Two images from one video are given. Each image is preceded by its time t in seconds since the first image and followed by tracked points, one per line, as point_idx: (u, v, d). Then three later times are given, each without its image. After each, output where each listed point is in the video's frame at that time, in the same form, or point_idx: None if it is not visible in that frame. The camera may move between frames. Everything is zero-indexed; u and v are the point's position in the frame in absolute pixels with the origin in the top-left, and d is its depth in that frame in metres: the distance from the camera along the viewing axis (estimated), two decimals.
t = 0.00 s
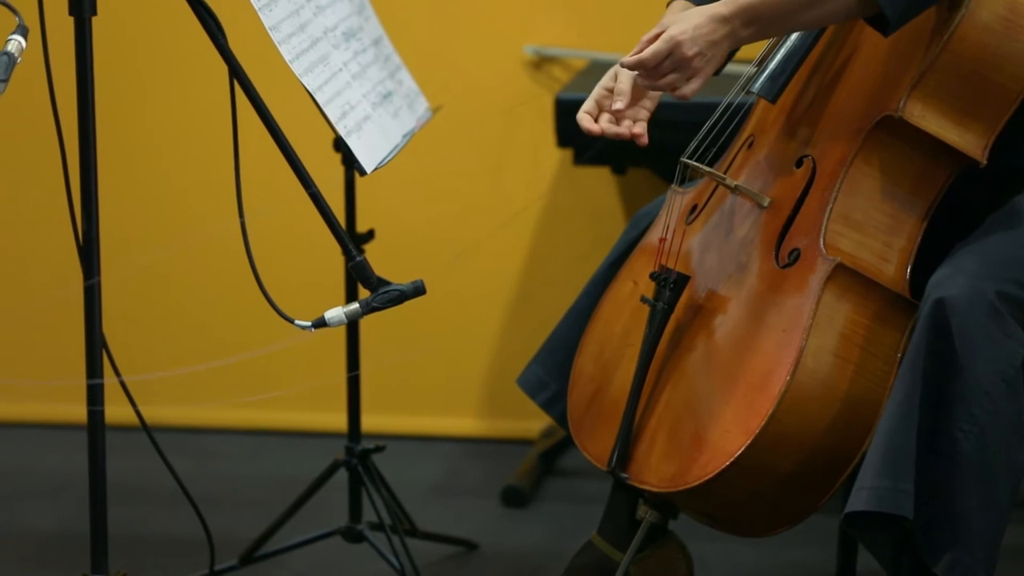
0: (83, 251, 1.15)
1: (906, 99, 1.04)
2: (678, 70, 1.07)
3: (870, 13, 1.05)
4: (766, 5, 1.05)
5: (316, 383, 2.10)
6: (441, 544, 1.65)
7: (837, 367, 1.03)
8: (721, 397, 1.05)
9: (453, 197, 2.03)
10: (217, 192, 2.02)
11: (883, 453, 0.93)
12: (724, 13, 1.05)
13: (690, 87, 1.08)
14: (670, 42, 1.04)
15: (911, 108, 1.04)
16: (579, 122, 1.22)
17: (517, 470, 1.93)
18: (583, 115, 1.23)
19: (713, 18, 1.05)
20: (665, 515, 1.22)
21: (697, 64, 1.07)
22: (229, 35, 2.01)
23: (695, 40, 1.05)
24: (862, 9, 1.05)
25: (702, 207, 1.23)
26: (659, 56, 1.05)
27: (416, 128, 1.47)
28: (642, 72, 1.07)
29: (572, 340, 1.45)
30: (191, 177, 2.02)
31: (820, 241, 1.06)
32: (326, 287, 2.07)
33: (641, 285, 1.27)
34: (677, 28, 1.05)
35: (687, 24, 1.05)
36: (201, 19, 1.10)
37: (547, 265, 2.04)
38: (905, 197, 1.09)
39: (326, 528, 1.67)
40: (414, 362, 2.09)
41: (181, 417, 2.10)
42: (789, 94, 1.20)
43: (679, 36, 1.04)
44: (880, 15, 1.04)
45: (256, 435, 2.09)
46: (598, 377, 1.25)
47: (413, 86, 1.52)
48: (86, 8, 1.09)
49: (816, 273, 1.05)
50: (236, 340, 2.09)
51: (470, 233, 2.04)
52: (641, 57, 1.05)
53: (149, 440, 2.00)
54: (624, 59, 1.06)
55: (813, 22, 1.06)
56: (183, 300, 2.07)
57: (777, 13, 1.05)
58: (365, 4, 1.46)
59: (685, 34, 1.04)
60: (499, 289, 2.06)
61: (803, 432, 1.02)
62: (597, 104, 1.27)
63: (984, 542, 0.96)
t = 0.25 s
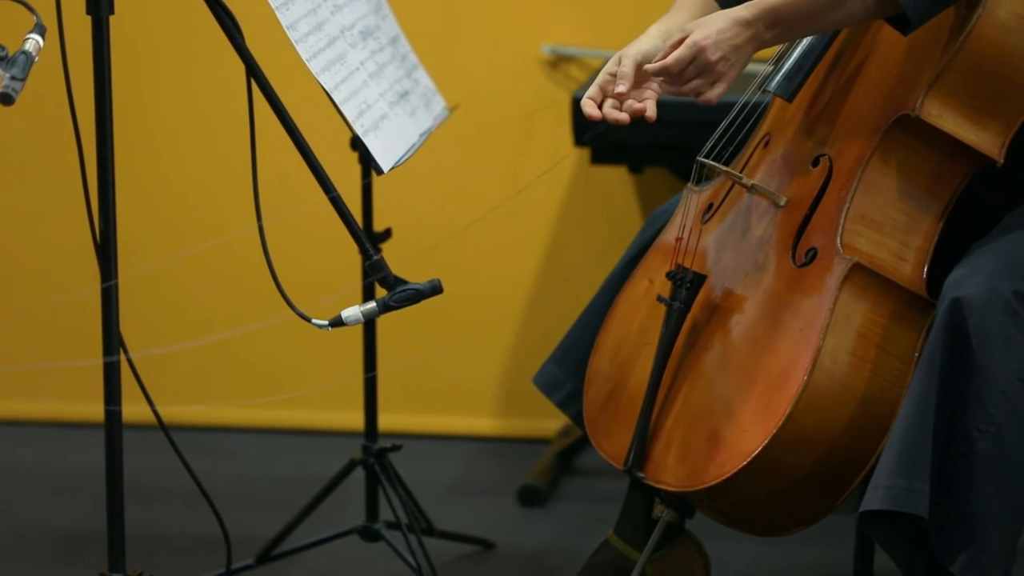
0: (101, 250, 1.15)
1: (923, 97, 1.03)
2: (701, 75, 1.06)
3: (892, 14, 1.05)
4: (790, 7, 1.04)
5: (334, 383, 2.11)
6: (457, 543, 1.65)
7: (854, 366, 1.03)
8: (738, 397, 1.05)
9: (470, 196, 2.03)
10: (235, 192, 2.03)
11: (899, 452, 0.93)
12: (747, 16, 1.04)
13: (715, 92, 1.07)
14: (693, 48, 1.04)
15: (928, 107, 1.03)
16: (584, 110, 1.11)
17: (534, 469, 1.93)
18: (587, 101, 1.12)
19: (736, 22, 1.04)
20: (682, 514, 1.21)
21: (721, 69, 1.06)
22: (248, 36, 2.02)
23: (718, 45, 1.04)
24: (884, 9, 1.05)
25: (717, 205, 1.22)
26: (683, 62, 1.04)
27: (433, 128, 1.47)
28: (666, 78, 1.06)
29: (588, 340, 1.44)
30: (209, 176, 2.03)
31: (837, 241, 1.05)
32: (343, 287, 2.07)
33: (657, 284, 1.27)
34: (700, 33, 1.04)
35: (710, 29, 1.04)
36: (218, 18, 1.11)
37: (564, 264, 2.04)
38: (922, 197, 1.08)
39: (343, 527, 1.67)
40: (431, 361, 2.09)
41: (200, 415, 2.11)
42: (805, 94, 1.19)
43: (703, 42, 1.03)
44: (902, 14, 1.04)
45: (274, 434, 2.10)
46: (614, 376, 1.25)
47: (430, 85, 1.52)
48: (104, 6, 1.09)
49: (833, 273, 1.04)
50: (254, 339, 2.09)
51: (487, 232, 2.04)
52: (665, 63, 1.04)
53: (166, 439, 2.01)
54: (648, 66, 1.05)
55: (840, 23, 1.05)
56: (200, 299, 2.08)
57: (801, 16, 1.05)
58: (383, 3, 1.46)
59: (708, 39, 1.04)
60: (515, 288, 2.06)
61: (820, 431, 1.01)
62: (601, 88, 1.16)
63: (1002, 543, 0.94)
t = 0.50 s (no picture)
0: (121, 249, 1.16)
1: (942, 98, 1.02)
2: (724, 78, 1.05)
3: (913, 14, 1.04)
4: (810, 9, 1.04)
5: (353, 384, 2.12)
6: (476, 542, 1.65)
7: (872, 366, 1.02)
8: (756, 397, 1.04)
9: (489, 195, 2.02)
10: (256, 192, 2.04)
11: (916, 453, 0.92)
12: (769, 18, 1.04)
13: (737, 95, 1.06)
14: (715, 51, 1.03)
15: (946, 107, 1.02)
16: (592, 98, 1.11)
17: (553, 468, 1.93)
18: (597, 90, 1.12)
19: (758, 24, 1.04)
20: (700, 514, 1.21)
21: (743, 71, 1.05)
22: (268, 37, 2.03)
23: (740, 47, 1.03)
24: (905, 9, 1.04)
25: (735, 204, 1.22)
26: (705, 65, 1.03)
27: (452, 127, 1.47)
28: (687, 82, 1.05)
29: (606, 340, 1.44)
30: (230, 176, 2.04)
31: (855, 241, 1.04)
32: (362, 286, 2.07)
33: (675, 283, 1.26)
34: (722, 35, 1.04)
35: (732, 31, 1.03)
36: (237, 18, 1.11)
37: (583, 263, 2.04)
38: (940, 197, 1.07)
39: (361, 527, 1.68)
40: (450, 361, 2.09)
41: (220, 414, 2.12)
42: (823, 93, 1.18)
43: (725, 44, 1.03)
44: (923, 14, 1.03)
45: (294, 434, 2.11)
46: (631, 375, 1.24)
47: (449, 85, 1.52)
48: (123, 6, 1.10)
49: (852, 272, 1.03)
50: (274, 339, 2.10)
51: (506, 231, 2.04)
52: (687, 67, 1.03)
53: (186, 439, 2.02)
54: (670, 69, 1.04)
55: (863, 22, 1.05)
56: (220, 300, 2.08)
57: (823, 18, 1.04)
58: (402, 2, 1.46)
59: (730, 42, 1.03)
60: (535, 287, 2.06)
61: (839, 432, 1.01)
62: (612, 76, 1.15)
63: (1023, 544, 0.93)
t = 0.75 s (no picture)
0: (135, 248, 1.16)
1: (955, 97, 1.01)
2: (738, 77, 1.05)
3: (927, 12, 1.02)
4: (824, 7, 1.03)
5: (367, 384, 2.12)
6: (490, 542, 1.65)
7: (886, 366, 1.01)
8: (770, 397, 1.04)
9: (503, 195, 2.02)
10: (270, 192, 2.05)
11: (929, 453, 0.91)
12: (783, 17, 1.03)
13: (751, 94, 1.06)
14: (729, 50, 1.03)
15: (960, 106, 1.01)
16: (599, 91, 1.08)
17: (567, 468, 1.93)
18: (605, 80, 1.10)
19: (772, 23, 1.03)
20: (714, 514, 1.21)
21: (757, 70, 1.04)
22: (283, 39, 2.04)
23: (754, 46, 1.03)
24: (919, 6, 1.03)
25: (749, 204, 1.21)
26: (719, 64, 1.03)
27: (466, 127, 1.47)
28: (701, 81, 1.05)
29: (619, 340, 1.44)
30: (245, 176, 2.04)
31: (869, 241, 1.04)
32: (376, 285, 2.08)
33: (688, 283, 1.26)
34: (736, 35, 1.03)
35: (746, 31, 1.03)
36: (252, 18, 1.11)
37: (598, 263, 2.04)
38: (954, 196, 1.06)
39: (375, 527, 1.68)
40: (464, 361, 2.09)
41: (234, 414, 2.13)
42: (837, 93, 1.17)
43: (739, 43, 1.02)
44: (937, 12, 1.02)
45: (308, 433, 2.12)
46: (644, 374, 1.24)
47: (463, 85, 1.52)
48: (138, 6, 1.10)
49: (866, 273, 1.03)
50: (288, 339, 2.11)
51: (520, 231, 2.04)
52: (702, 66, 1.03)
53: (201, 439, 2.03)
54: (684, 69, 1.03)
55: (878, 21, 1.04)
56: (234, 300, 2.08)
57: (837, 17, 1.04)
58: (416, 2, 1.46)
59: (744, 41, 1.02)
60: (549, 288, 2.06)
61: (853, 432, 1.00)
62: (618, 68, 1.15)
63: None
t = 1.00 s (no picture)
0: (149, 247, 1.16)
1: (969, 97, 1.00)
2: (753, 78, 1.05)
3: (943, 12, 1.02)
4: (840, 7, 1.02)
5: (381, 383, 2.13)
6: (504, 542, 1.65)
7: (900, 366, 1.01)
8: (784, 397, 1.03)
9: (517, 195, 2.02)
10: (285, 192, 2.05)
11: (943, 453, 0.91)
12: (799, 17, 1.03)
13: (767, 94, 1.07)
14: (744, 51, 1.02)
15: (974, 106, 1.00)
16: (607, 81, 1.06)
17: (580, 467, 1.93)
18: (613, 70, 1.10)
19: (788, 23, 1.03)
20: (728, 514, 1.21)
21: (773, 71, 1.04)
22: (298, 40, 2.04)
23: (769, 47, 1.03)
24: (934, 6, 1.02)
25: (762, 203, 1.21)
26: (734, 65, 1.03)
27: (480, 126, 1.47)
28: (716, 82, 1.05)
29: (632, 340, 1.44)
30: (259, 176, 2.05)
31: (883, 241, 1.03)
32: (390, 285, 2.08)
33: (701, 283, 1.25)
34: (751, 35, 1.03)
35: (762, 31, 1.03)
36: (266, 17, 1.10)
37: (611, 262, 2.04)
38: (968, 196, 1.05)
39: (389, 526, 1.68)
40: (478, 361, 2.10)
41: (248, 414, 2.14)
42: (851, 92, 1.16)
43: (754, 44, 1.02)
44: (952, 12, 1.01)
45: (321, 433, 2.12)
46: (658, 374, 1.24)
47: (477, 84, 1.52)
48: (152, 5, 1.10)
49: (880, 272, 1.02)
50: (303, 339, 2.12)
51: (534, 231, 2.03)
52: (716, 67, 1.03)
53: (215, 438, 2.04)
54: (698, 70, 1.04)
55: (893, 21, 1.03)
56: (250, 299, 2.10)
57: (852, 16, 1.03)
58: (430, 1, 1.46)
59: (759, 42, 1.02)
60: (562, 287, 2.05)
61: (867, 432, 1.00)
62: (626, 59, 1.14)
63: None
